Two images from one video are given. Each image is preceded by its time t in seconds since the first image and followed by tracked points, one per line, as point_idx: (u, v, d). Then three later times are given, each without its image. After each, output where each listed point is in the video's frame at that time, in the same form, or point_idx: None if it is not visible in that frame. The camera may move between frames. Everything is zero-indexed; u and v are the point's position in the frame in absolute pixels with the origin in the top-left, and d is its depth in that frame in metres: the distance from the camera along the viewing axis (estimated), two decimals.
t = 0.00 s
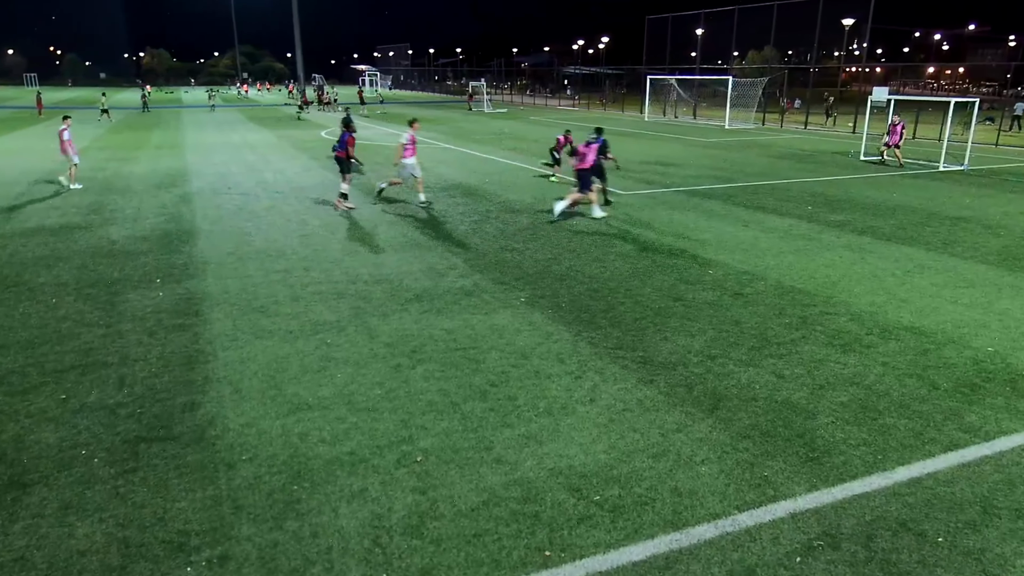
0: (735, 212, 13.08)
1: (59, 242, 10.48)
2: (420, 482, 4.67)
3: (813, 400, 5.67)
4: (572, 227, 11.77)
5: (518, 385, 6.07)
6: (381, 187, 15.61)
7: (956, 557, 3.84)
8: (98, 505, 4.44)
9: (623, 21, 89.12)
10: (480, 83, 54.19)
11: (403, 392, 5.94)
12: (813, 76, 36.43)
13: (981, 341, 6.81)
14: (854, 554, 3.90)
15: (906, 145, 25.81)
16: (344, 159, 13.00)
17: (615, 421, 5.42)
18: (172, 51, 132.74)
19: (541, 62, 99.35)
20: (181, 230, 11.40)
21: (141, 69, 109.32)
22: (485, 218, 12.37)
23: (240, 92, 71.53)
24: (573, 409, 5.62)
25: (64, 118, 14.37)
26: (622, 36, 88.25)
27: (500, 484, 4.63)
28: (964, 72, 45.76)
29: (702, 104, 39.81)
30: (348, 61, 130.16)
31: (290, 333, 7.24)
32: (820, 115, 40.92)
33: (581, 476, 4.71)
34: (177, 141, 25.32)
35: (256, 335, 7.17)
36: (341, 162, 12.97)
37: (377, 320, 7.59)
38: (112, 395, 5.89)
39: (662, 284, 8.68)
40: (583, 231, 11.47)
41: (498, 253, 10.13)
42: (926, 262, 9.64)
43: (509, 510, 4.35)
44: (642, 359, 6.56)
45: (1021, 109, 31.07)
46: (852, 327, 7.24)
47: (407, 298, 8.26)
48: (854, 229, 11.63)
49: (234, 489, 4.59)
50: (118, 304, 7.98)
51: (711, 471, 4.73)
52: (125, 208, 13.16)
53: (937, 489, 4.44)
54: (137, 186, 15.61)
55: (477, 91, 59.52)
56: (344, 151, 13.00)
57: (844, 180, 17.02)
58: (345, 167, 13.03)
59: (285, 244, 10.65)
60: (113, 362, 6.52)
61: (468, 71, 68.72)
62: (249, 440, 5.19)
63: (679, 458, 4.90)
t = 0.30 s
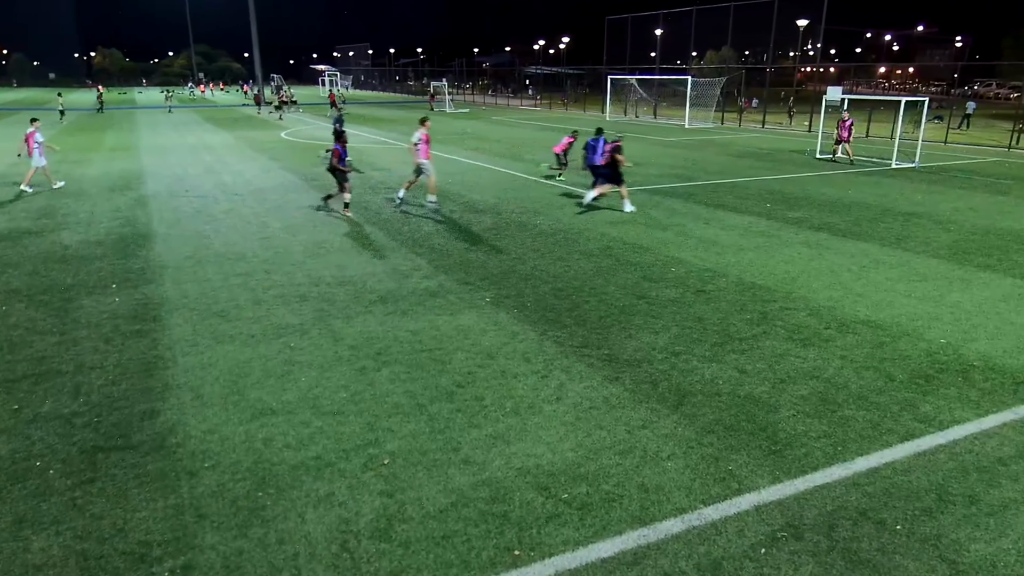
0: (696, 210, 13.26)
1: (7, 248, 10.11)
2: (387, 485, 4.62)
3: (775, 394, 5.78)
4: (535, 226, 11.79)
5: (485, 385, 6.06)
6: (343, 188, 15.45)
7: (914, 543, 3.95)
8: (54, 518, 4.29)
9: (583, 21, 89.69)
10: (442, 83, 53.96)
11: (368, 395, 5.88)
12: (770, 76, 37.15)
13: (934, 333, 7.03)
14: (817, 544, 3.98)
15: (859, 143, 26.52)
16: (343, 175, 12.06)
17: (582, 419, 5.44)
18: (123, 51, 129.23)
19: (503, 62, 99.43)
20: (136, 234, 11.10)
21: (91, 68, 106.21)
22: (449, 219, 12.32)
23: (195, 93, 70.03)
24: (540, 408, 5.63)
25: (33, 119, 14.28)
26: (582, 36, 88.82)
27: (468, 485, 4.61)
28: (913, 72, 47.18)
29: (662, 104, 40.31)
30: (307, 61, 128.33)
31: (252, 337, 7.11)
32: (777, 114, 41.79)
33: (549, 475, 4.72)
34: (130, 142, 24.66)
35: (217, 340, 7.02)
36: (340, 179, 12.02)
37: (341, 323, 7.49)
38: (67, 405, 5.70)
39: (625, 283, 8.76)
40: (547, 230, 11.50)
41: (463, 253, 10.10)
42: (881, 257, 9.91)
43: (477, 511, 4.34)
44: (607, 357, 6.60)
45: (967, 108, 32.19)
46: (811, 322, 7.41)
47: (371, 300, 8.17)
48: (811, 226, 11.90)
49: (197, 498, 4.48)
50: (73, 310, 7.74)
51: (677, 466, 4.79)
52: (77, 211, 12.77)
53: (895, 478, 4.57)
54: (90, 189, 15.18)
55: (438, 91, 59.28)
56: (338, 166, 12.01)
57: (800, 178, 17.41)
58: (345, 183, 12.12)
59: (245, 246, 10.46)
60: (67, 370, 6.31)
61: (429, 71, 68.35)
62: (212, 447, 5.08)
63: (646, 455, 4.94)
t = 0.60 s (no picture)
0: (662, 209, 13.40)
1: None
2: (357, 488, 4.57)
3: (740, 389, 5.88)
4: (503, 226, 11.80)
5: (454, 386, 6.03)
6: (307, 189, 15.26)
7: (877, 532, 4.04)
8: (10, 531, 4.14)
9: (547, 22, 90.05)
10: (406, 83, 53.63)
11: (336, 398, 5.81)
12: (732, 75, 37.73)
13: (893, 327, 7.22)
14: (784, 536, 4.05)
15: (818, 142, 27.11)
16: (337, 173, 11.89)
17: (551, 418, 5.45)
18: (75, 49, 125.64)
19: (467, 62, 99.36)
20: (94, 238, 10.80)
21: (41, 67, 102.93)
22: (415, 220, 12.25)
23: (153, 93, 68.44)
24: (509, 407, 5.63)
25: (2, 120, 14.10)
26: (547, 36, 89.16)
27: (438, 486, 4.59)
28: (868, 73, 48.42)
29: (626, 104, 40.69)
30: (268, 60, 126.33)
31: (216, 341, 6.97)
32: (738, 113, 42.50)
33: (520, 474, 4.72)
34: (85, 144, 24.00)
35: (180, 345, 6.87)
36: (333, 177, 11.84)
37: (307, 326, 7.39)
38: (23, 414, 5.51)
39: (593, 281, 8.82)
40: (514, 230, 11.52)
41: (430, 254, 10.05)
42: (841, 253, 10.14)
43: (448, 512, 4.32)
44: (576, 355, 6.63)
45: (921, 108, 33.14)
46: (775, 317, 7.54)
47: (338, 302, 8.08)
48: (773, 224, 12.11)
49: (162, 506, 4.37)
50: (27, 317, 7.49)
51: (646, 462, 4.83)
52: (31, 215, 12.38)
53: (858, 469, 4.68)
54: (44, 192, 14.72)
55: (403, 91, 58.93)
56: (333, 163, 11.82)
57: (761, 176, 17.74)
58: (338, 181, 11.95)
59: (207, 250, 10.25)
60: (23, 379, 6.11)
61: (393, 71, 67.81)
62: (176, 453, 4.97)
63: (615, 452, 4.97)
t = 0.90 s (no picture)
0: (631, 207, 13.51)
1: None
2: (329, 492, 4.52)
3: (711, 385, 5.95)
4: (474, 226, 11.78)
5: (427, 387, 6.00)
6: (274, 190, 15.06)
7: (845, 524, 4.13)
8: None
9: (515, 22, 90.21)
10: (374, 83, 53.27)
11: (307, 401, 5.74)
12: (699, 75, 38.19)
13: (858, 322, 7.37)
14: (755, 529, 4.11)
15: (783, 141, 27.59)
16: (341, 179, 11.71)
17: (525, 418, 5.46)
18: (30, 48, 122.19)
19: (436, 62, 99.06)
20: (53, 242, 10.51)
21: None
22: (385, 220, 12.17)
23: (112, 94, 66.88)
24: (483, 408, 5.62)
25: None
26: (514, 36, 89.32)
27: (413, 488, 4.56)
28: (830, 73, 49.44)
29: (595, 104, 40.96)
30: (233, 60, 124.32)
31: (184, 346, 6.83)
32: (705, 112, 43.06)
33: (494, 475, 4.71)
34: (43, 146, 23.36)
35: (146, 351, 6.72)
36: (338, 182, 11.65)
37: (277, 329, 7.29)
38: None
39: (565, 281, 8.85)
40: (486, 230, 11.51)
41: (401, 255, 9.99)
42: (807, 250, 10.34)
43: (423, 514, 4.29)
44: (549, 354, 6.65)
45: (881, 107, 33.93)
46: (744, 314, 7.65)
47: (308, 305, 7.98)
48: (741, 221, 12.29)
49: (129, 515, 4.27)
50: None
51: (619, 460, 4.86)
52: None
53: (826, 462, 4.77)
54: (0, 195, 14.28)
55: (371, 91, 58.51)
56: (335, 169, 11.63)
57: (728, 174, 18.00)
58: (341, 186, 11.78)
59: (173, 253, 10.05)
60: None
61: (361, 71, 67.26)
62: (143, 461, 4.86)
63: (588, 451, 4.99)
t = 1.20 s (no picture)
0: (605, 207, 13.59)
1: None
2: (306, 496, 4.47)
3: (686, 382, 6.01)
4: (448, 227, 11.74)
5: (403, 388, 5.97)
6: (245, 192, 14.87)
7: (819, 517, 4.20)
8: None
9: (488, 22, 90.22)
10: (346, 83, 52.84)
11: (282, 404, 5.67)
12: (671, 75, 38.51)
13: (829, 318, 7.50)
14: (731, 524, 4.16)
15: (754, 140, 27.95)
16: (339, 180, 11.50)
17: (502, 418, 5.46)
18: None
19: (408, 62, 98.64)
20: (17, 246, 10.24)
21: None
22: (359, 221, 12.07)
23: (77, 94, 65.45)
24: (460, 409, 5.61)
25: None
26: (487, 36, 89.35)
27: (390, 490, 4.54)
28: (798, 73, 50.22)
29: (568, 104, 41.12)
30: (201, 60, 122.37)
31: (154, 351, 6.71)
32: (676, 111, 43.47)
33: (472, 475, 4.70)
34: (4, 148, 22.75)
35: (115, 356, 6.59)
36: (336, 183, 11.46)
37: (250, 332, 7.20)
38: None
39: (540, 280, 8.86)
40: (461, 231, 11.49)
41: (375, 256, 9.92)
42: (779, 248, 10.49)
43: (401, 516, 4.27)
44: (525, 354, 6.66)
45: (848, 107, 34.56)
46: (717, 312, 7.73)
47: (282, 307, 7.89)
48: (714, 220, 12.43)
49: (100, 523, 4.18)
50: None
51: (596, 458, 4.89)
52: None
53: (799, 457, 4.85)
54: None
55: (342, 91, 58.06)
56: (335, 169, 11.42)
57: (700, 174, 18.18)
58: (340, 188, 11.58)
59: (142, 256, 9.86)
60: None
61: (333, 71, 66.72)
62: (114, 468, 4.76)
63: (565, 450, 5.01)
